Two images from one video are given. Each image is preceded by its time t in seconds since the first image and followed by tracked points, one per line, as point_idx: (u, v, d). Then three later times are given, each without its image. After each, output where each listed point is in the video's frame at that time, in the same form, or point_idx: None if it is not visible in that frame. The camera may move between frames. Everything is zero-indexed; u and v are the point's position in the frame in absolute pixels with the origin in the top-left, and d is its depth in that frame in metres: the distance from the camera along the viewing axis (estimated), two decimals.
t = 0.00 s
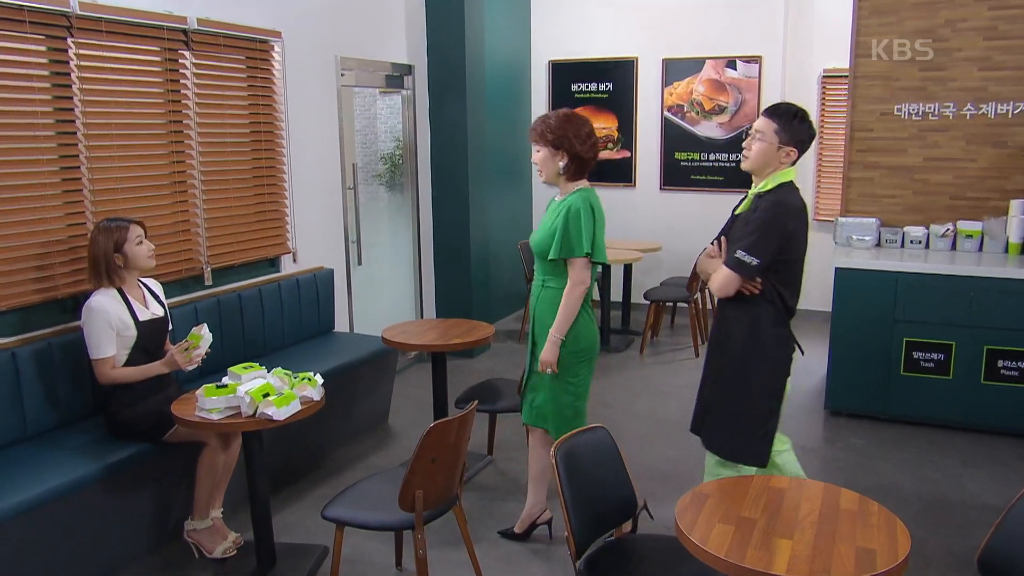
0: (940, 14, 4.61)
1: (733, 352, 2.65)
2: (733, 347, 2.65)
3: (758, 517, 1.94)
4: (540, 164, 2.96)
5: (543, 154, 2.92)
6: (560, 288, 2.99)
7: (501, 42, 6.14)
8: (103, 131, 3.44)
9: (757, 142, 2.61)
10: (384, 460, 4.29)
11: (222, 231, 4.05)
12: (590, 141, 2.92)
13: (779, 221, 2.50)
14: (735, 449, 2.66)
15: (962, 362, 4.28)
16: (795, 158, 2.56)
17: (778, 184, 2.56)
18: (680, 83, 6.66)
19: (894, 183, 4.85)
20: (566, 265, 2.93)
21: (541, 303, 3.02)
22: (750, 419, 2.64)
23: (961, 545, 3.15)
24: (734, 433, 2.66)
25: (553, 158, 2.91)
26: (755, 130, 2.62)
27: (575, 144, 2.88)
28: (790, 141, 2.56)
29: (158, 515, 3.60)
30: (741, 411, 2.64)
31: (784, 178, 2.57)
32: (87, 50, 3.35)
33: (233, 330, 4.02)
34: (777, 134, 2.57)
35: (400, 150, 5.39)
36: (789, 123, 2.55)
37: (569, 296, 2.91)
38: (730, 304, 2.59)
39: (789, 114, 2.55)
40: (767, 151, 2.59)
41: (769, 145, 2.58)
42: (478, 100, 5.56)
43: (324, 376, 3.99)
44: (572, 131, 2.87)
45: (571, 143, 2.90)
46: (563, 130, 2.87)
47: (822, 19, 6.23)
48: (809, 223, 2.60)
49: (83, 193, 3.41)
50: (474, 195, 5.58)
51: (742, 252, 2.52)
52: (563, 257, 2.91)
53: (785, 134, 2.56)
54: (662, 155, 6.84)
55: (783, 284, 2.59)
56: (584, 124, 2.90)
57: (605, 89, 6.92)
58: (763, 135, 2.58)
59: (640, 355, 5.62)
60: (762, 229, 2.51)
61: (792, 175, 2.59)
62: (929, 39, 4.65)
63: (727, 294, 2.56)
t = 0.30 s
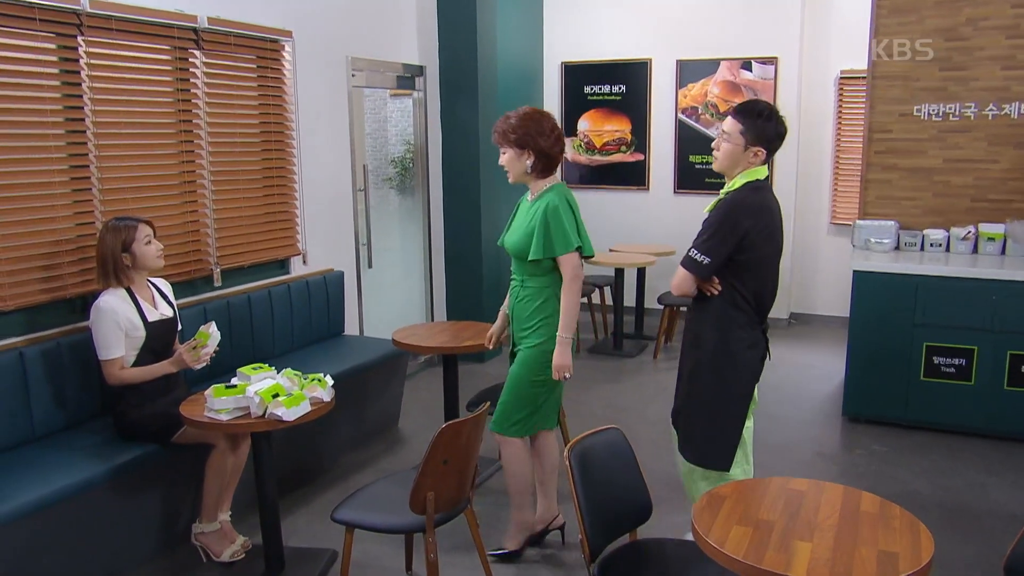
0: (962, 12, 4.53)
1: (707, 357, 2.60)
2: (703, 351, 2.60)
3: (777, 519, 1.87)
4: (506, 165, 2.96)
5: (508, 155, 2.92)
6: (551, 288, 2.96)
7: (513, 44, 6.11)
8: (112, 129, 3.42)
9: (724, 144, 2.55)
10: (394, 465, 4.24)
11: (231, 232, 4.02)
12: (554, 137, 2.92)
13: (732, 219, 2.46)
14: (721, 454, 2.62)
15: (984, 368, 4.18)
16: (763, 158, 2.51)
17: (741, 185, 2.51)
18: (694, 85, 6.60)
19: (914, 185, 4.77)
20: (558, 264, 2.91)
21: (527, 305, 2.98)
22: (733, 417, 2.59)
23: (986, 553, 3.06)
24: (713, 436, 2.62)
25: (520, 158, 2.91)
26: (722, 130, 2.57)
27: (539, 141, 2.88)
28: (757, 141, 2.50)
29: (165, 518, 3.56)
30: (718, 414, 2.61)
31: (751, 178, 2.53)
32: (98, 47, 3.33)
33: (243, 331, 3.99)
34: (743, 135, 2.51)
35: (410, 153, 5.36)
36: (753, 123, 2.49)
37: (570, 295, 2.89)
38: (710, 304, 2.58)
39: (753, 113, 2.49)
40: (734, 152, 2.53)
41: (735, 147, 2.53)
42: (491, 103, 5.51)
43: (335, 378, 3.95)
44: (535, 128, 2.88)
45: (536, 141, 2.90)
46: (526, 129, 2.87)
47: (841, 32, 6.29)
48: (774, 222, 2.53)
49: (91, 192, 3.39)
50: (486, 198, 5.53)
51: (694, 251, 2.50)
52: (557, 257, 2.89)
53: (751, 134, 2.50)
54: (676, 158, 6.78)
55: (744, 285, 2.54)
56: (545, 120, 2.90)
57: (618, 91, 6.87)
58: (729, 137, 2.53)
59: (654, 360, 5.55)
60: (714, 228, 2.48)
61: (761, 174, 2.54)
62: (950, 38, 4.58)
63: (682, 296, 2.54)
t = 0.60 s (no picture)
0: (984, 14, 4.46)
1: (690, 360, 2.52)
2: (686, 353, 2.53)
3: (797, 525, 1.80)
4: (474, 173, 2.85)
5: (476, 164, 2.80)
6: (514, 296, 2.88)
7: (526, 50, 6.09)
8: (124, 132, 3.42)
9: (696, 149, 2.48)
10: (405, 473, 4.18)
11: (242, 236, 4.00)
12: (524, 145, 2.80)
13: (714, 225, 2.40)
14: (714, 459, 2.50)
15: (1009, 377, 4.08)
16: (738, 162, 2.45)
17: (718, 189, 2.44)
18: (710, 90, 6.55)
19: (935, 191, 4.68)
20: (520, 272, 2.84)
21: (492, 313, 2.92)
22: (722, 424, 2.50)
23: (1014, 566, 2.97)
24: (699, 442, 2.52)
25: (489, 167, 2.80)
26: (694, 135, 2.49)
27: (508, 149, 2.76)
28: (730, 146, 2.44)
29: (174, 525, 3.52)
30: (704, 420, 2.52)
31: (726, 183, 2.46)
32: (110, 50, 3.34)
33: (253, 336, 3.96)
34: (716, 140, 2.44)
35: (423, 160, 5.33)
36: (727, 127, 2.42)
37: (531, 303, 2.81)
38: (692, 312, 2.50)
39: (726, 118, 2.43)
40: (707, 157, 2.46)
41: (709, 153, 2.45)
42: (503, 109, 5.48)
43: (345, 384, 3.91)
44: (504, 137, 2.76)
45: (505, 149, 2.78)
46: (494, 137, 2.76)
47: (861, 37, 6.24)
48: (751, 227, 2.48)
49: (102, 194, 3.38)
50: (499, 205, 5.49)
51: (676, 257, 2.43)
52: (516, 265, 2.81)
53: (724, 139, 2.43)
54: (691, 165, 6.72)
55: (724, 292, 2.48)
56: (515, 128, 2.78)
57: (632, 97, 6.82)
58: (701, 142, 2.46)
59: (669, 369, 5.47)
60: (695, 233, 2.41)
61: (735, 178, 2.48)
62: (972, 41, 4.50)
63: (662, 303, 2.47)
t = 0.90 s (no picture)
0: (1008, 15, 4.38)
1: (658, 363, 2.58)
2: (650, 357, 2.60)
3: (818, 532, 1.75)
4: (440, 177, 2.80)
5: (440, 169, 2.75)
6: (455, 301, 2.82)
7: (539, 54, 6.04)
8: (133, 135, 3.41)
9: (672, 148, 2.56)
10: (417, 480, 4.13)
11: (252, 240, 3.98)
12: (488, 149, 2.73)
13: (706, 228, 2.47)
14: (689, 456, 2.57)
15: None
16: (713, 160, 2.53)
17: (700, 188, 2.53)
18: (726, 95, 6.50)
19: (958, 197, 4.60)
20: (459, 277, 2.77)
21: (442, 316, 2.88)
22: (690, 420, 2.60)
23: None
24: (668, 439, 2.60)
25: (453, 171, 2.75)
26: (669, 135, 2.58)
27: (470, 154, 2.70)
28: (705, 144, 2.53)
29: (182, 533, 3.48)
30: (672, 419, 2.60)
31: (702, 183, 2.54)
32: (120, 52, 3.33)
33: (263, 342, 3.93)
34: (691, 137, 2.53)
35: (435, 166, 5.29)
36: (702, 125, 2.52)
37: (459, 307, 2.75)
38: (676, 311, 2.56)
39: (700, 117, 2.53)
40: (682, 155, 2.54)
41: (684, 149, 2.54)
42: (516, 113, 5.44)
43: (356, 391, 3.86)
44: (466, 141, 2.70)
45: (468, 153, 2.72)
46: (456, 141, 2.69)
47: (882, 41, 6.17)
48: (727, 228, 2.60)
49: (112, 198, 3.37)
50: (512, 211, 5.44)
51: (668, 260, 2.47)
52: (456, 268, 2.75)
53: (699, 136, 2.52)
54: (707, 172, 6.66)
55: (706, 292, 2.58)
56: (478, 131, 2.71)
57: (647, 102, 6.76)
58: (677, 139, 2.54)
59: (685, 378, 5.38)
60: (689, 236, 2.47)
61: (709, 178, 2.56)
62: (996, 42, 4.42)
63: (649, 302, 2.51)
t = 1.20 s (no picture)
0: None
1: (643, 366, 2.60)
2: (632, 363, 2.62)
3: (840, 538, 1.82)
4: (418, 178, 2.85)
5: (417, 170, 2.80)
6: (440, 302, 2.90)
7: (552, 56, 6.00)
8: (143, 136, 3.38)
9: (650, 145, 2.56)
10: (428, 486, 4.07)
11: (262, 243, 3.95)
12: (462, 148, 2.77)
13: (695, 229, 2.51)
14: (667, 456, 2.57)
15: None
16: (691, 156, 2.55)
17: (683, 187, 2.55)
18: (743, 98, 6.42)
19: (981, 200, 4.50)
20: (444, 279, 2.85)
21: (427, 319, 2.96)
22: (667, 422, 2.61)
23: None
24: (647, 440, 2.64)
25: (429, 172, 2.80)
26: (647, 133, 2.57)
27: (445, 154, 2.75)
28: (683, 140, 2.54)
29: (190, 538, 3.43)
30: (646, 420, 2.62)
31: (683, 181, 2.57)
32: (131, 52, 3.31)
33: (273, 346, 3.89)
34: (671, 134, 2.53)
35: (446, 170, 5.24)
36: (678, 121, 2.53)
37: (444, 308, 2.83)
38: (665, 312, 2.59)
39: (677, 114, 2.54)
40: (660, 151, 2.54)
41: (663, 146, 2.54)
42: (529, 115, 5.39)
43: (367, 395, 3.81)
44: (439, 141, 2.74)
45: (443, 153, 2.77)
46: (429, 141, 2.74)
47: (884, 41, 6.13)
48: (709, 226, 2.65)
49: (122, 199, 3.34)
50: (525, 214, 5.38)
51: (660, 262, 2.49)
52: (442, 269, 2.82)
53: (677, 132, 2.53)
54: (723, 176, 6.59)
55: (692, 291, 2.61)
56: (452, 131, 2.75)
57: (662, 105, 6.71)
58: (656, 136, 2.54)
59: (701, 386, 5.30)
60: (678, 238, 2.50)
61: (689, 175, 2.59)
62: (1022, 41, 4.33)
63: (642, 305, 2.53)
